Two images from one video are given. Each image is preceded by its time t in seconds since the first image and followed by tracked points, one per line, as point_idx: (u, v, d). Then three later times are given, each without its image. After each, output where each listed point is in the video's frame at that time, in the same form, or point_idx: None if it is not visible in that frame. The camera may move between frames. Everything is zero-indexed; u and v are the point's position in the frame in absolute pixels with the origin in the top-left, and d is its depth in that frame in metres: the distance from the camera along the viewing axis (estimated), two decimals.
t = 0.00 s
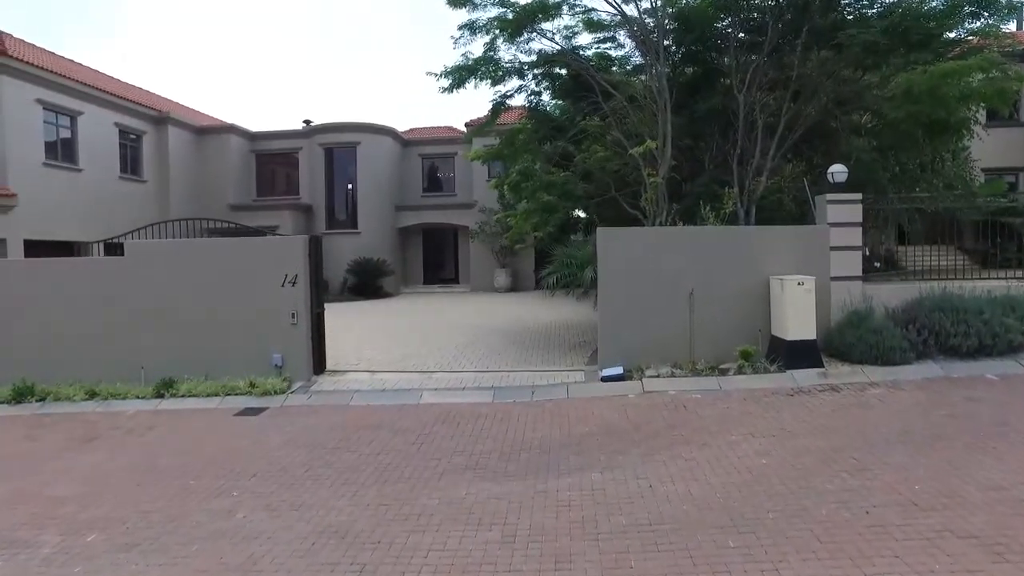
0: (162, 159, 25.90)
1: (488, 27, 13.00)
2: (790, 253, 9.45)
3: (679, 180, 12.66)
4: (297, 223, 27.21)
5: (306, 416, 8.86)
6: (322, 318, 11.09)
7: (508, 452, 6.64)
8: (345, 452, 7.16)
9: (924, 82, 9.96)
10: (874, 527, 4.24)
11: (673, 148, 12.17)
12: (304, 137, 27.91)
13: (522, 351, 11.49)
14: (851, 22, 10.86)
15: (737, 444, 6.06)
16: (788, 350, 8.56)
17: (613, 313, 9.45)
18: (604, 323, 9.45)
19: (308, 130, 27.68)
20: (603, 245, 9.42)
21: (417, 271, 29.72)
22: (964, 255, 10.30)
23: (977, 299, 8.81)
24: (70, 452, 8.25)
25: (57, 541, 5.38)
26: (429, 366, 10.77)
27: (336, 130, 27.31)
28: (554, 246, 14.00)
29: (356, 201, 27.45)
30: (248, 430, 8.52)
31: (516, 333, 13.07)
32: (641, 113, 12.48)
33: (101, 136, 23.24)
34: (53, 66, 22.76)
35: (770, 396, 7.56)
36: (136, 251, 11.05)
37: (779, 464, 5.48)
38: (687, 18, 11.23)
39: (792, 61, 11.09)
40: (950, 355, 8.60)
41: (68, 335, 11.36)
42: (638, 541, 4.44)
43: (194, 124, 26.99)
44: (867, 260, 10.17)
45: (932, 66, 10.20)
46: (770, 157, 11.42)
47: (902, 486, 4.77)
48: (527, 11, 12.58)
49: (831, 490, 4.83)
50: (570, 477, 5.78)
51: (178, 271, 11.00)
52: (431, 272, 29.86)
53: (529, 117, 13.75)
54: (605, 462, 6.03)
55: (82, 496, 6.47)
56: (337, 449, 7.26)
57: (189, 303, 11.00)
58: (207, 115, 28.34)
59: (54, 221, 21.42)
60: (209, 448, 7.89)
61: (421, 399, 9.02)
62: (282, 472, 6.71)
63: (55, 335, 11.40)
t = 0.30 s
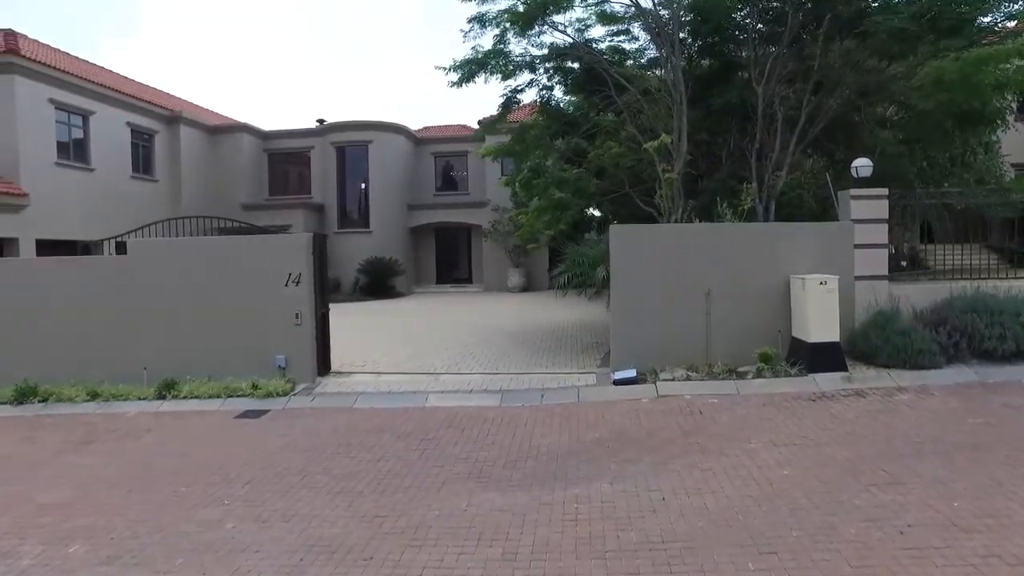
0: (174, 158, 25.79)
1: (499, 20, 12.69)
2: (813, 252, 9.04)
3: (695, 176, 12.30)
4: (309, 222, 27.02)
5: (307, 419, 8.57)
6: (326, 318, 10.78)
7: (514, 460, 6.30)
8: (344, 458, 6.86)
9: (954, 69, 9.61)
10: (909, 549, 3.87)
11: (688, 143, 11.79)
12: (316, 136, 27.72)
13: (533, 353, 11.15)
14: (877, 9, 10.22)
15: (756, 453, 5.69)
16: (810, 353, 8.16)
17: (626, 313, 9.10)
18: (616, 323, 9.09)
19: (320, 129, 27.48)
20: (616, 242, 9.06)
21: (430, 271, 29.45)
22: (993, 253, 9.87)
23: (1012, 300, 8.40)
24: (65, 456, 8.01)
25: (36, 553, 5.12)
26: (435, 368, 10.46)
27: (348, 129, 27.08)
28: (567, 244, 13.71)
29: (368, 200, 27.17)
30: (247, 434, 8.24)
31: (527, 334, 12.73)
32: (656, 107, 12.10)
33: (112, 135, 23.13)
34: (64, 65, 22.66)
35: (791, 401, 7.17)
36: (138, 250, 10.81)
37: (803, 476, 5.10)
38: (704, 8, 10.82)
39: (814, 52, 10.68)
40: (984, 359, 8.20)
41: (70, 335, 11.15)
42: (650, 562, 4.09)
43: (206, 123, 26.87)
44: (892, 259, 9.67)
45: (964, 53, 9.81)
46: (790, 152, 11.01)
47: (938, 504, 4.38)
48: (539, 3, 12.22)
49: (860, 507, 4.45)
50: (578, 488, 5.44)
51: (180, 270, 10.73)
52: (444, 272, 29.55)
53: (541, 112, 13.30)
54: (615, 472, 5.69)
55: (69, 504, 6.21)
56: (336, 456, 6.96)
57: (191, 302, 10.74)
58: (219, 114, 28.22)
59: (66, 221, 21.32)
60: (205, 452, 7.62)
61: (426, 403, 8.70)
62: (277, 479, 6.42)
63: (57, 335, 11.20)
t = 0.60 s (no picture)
0: (186, 158, 25.73)
1: (509, 14, 12.40)
2: (834, 251, 8.67)
3: (712, 174, 11.94)
4: (321, 222, 26.87)
5: (309, 424, 8.33)
6: (331, 319, 10.53)
7: (519, 469, 6.02)
8: (343, 465, 6.60)
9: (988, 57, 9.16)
10: None
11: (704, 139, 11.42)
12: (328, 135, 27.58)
13: (543, 355, 10.85)
14: None
15: (776, 465, 5.37)
16: (831, 357, 7.80)
17: (638, 314, 8.78)
18: (629, 326, 8.79)
19: (332, 128, 27.34)
20: (629, 241, 8.74)
21: (442, 271, 29.22)
22: None
23: None
24: (61, 460, 7.81)
25: (18, 565, 4.90)
26: (442, 371, 10.17)
27: (360, 128, 26.89)
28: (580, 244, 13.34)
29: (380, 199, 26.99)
30: (248, 438, 8.01)
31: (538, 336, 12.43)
32: (671, 102, 11.76)
33: (124, 135, 23.07)
34: (77, 65, 22.63)
35: (811, 407, 6.83)
36: (141, 249, 10.62)
37: (825, 489, 4.78)
38: None
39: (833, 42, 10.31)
40: (1017, 364, 7.89)
41: (74, 336, 10.98)
42: None
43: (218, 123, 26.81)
44: (918, 258, 9.33)
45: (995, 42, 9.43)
46: (810, 148, 10.63)
47: (976, 524, 4.05)
48: None
49: (888, 526, 4.13)
50: (585, 500, 5.14)
51: (184, 270, 10.52)
52: (456, 271, 29.28)
53: (552, 108, 13.04)
54: (625, 483, 5.38)
55: (58, 513, 6.00)
56: (335, 463, 6.71)
57: (194, 302, 10.52)
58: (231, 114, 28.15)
59: (77, 221, 21.26)
60: (203, 457, 7.39)
61: (432, 407, 8.43)
62: (273, 488, 6.17)
63: (60, 335, 11.03)
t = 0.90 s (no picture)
0: (198, 159, 25.66)
1: (520, 9, 12.11)
2: (856, 251, 8.29)
3: (728, 171, 11.60)
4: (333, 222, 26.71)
5: (310, 429, 8.08)
6: (336, 321, 10.29)
7: (523, 480, 5.73)
8: (341, 474, 6.33)
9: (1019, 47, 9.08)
10: None
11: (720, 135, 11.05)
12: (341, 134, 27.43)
13: (553, 358, 10.54)
14: None
15: (795, 479, 5.04)
16: (855, 363, 7.43)
17: (650, 317, 8.45)
18: (642, 329, 8.47)
19: (345, 128, 27.18)
20: (640, 240, 8.44)
21: (455, 271, 28.98)
22: None
23: None
24: (55, 465, 7.62)
25: None
26: (449, 374, 9.89)
27: (372, 128, 26.68)
28: (591, 245, 13.01)
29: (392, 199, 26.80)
30: (246, 443, 7.78)
31: (549, 338, 12.13)
32: (685, 98, 11.40)
33: (137, 136, 23.00)
34: (90, 66, 22.59)
35: (833, 416, 6.48)
36: (145, 249, 10.42)
37: (848, 507, 4.45)
38: None
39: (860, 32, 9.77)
40: None
41: (77, 337, 10.81)
42: None
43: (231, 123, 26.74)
44: (947, 258, 8.95)
45: None
46: (831, 143, 10.24)
47: (1016, 552, 3.70)
48: None
49: (917, 551, 3.79)
50: (591, 515, 4.84)
51: (187, 271, 10.32)
52: (470, 272, 29.03)
53: (563, 105, 12.73)
54: (634, 497, 5.07)
55: (43, 521, 5.79)
56: (333, 471, 6.45)
57: (197, 303, 10.31)
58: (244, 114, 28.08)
59: (90, 221, 21.20)
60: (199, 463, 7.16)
61: (436, 412, 8.17)
62: (266, 498, 5.91)
63: (64, 336, 10.87)
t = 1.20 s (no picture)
0: (211, 159, 25.60)
1: (530, 4, 11.83)
2: (877, 251, 7.95)
3: (743, 169, 11.35)
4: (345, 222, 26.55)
5: (311, 435, 7.86)
6: (340, 322, 10.06)
7: (526, 492, 5.45)
8: (337, 484, 6.09)
9: None
10: None
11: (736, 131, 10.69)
12: (353, 134, 27.30)
13: (563, 361, 10.26)
14: None
15: (813, 495, 4.74)
16: (877, 369, 7.09)
17: (661, 321, 8.15)
18: (654, 334, 8.17)
19: (358, 128, 27.03)
20: (652, 240, 8.14)
21: (468, 272, 28.74)
22: None
23: None
24: (52, 469, 7.44)
25: None
26: (456, 378, 9.64)
27: (384, 127, 26.48)
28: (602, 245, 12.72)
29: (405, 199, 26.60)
30: (245, 449, 7.57)
31: (561, 340, 11.84)
32: (700, 93, 11.07)
33: (150, 136, 22.94)
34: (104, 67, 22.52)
35: (855, 425, 6.15)
36: (147, 250, 10.25)
37: (871, 528, 4.14)
38: None
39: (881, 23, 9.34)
40: None
41: (81, 338, 10.66)
42: None
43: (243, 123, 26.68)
44: (977, 258, 8.54)
45: None
46: (852, 139, 9.86)
47: None
48: None
49: None
50: (596, 532, 4.56)
51: (190, 272, 10.14)
52: (484, 272, 28.77)
53: (574, 102, 12.41)
54: (642, 513, 4.79)
55: (30, 530, 5.59)
56: (329, 480, 6.21)
57: (201, 305, 10.12)
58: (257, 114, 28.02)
59: (103, 222, 21.13)
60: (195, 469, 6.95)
61: (441, 417, 7.94)
62: (259, 508, 5.67)
63: (68, 337, 10.73)
